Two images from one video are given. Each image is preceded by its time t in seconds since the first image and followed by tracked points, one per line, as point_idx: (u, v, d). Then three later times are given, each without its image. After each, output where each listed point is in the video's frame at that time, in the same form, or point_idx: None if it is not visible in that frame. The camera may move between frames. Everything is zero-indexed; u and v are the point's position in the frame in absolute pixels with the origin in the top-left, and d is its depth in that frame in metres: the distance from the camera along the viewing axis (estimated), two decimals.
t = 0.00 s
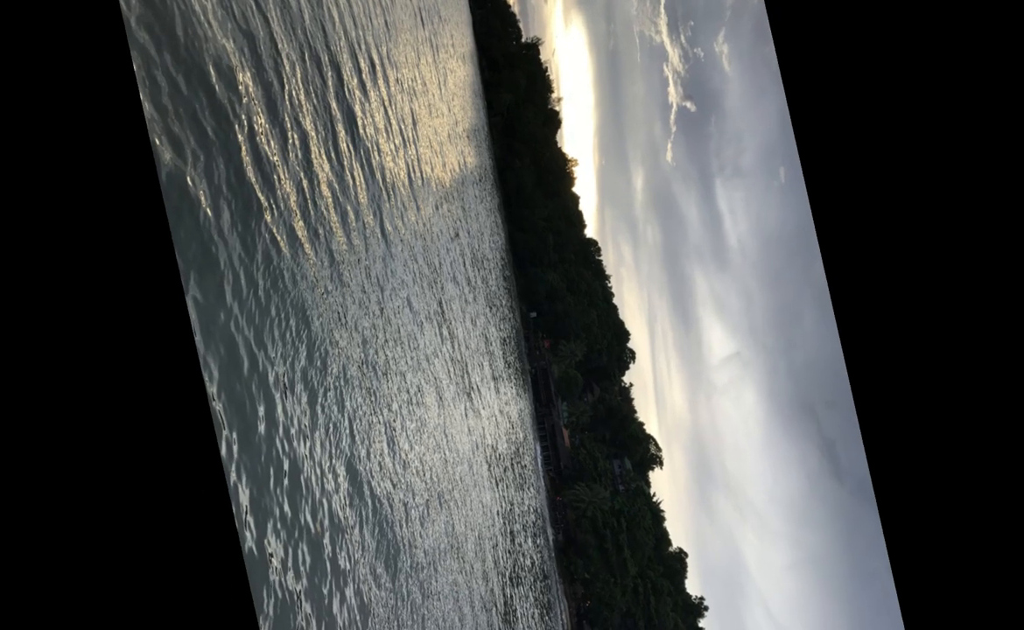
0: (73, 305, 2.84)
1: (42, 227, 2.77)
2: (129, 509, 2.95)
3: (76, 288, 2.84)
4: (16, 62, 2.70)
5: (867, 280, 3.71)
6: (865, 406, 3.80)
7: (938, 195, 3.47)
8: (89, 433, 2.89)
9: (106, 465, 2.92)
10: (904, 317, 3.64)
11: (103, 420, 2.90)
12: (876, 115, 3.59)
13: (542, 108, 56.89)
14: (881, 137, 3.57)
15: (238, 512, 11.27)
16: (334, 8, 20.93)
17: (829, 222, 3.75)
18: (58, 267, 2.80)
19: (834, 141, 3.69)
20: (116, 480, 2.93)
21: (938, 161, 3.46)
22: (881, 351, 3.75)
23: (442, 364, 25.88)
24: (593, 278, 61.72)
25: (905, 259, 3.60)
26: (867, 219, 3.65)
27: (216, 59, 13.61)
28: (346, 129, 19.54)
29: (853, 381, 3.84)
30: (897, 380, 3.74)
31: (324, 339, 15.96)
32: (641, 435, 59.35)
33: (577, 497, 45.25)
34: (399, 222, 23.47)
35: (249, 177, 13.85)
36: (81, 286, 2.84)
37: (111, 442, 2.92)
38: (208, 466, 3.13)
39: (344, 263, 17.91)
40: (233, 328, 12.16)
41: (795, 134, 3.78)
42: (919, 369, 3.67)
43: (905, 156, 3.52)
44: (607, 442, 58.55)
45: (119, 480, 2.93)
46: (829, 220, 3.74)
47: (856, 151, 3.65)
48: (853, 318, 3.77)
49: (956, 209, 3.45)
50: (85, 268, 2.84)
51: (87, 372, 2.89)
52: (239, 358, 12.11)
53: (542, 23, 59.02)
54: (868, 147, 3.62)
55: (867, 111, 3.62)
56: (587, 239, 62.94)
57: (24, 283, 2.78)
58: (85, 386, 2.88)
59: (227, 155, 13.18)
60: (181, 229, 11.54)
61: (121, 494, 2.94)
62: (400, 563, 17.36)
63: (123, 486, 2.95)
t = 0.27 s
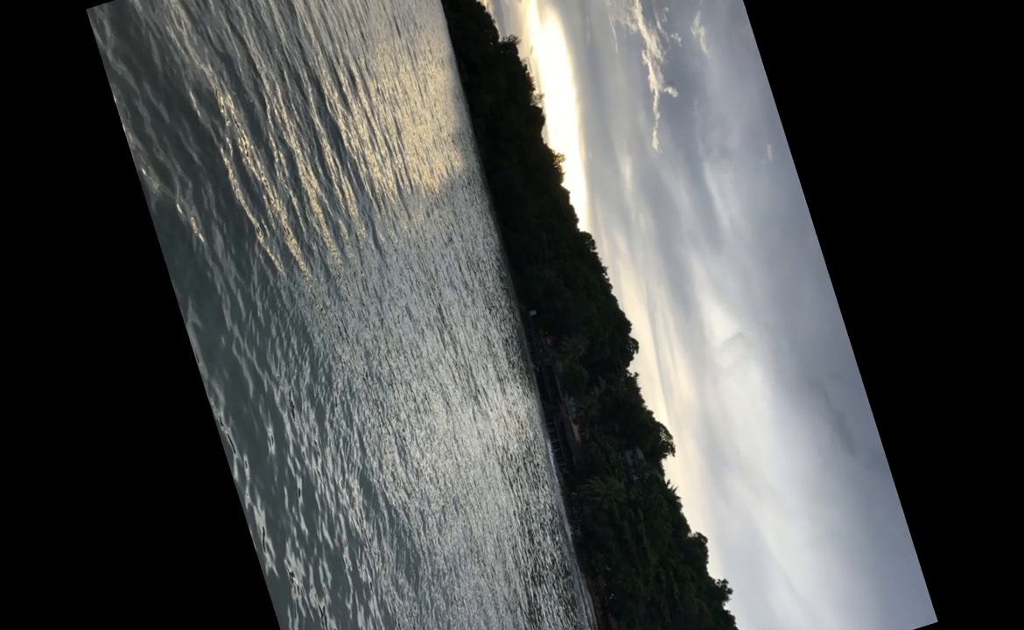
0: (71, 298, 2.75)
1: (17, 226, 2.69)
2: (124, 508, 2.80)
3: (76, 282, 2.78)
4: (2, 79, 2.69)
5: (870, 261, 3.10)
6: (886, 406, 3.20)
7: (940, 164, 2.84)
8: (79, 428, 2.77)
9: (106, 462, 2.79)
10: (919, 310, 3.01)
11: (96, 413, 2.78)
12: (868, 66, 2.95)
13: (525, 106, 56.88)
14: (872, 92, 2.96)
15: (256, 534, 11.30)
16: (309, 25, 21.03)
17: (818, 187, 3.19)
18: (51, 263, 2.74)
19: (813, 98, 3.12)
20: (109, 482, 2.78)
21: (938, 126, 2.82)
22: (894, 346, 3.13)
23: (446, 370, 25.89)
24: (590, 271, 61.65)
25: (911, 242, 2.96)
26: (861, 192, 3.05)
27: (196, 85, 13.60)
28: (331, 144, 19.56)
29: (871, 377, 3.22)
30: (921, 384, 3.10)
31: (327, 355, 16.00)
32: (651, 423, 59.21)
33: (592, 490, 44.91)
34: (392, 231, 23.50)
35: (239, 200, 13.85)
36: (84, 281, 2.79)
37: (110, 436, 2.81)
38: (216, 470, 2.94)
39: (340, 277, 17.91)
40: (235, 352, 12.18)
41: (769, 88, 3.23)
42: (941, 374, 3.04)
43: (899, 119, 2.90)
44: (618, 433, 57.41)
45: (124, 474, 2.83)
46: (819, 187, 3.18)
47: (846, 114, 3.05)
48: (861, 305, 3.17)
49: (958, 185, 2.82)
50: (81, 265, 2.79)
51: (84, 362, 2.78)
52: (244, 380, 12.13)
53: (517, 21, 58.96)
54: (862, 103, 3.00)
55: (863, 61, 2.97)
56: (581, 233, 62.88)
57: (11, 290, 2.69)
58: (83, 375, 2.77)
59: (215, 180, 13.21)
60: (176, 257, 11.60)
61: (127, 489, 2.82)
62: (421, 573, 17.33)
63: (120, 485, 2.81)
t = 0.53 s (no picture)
0: (87, 318, 2.66)
1: (21, 238, 2.54)
2: (153, 547, 2.75)
3: (88, 302, 2.67)
4: (10, 64, 2.53)
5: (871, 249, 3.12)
6: (900, 401, 3.22)
7: (944, 150, 2.85)
8: (102, 452, 2.67)
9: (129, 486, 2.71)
10: (920, 297, 3.04)
11: (122, 436, 2.72)
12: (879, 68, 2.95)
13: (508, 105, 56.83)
14: (863, 80, 2.99)
15: (276, 554, 11.28)
16: (285, 42, 21.07)
17: (812, 179, 3.22)
18: (59, 279, 2.62)
19: (803, 90, 3.17)
20: (161, 496, 2.77)
21: (940, 112, 2.84)
22: (900, 333, 3.15)
23: (451, 375, 25.89)
24: (586, 265, 61.53)
25: (913, 228, 2.97)
26: (857, 182, 3.08)
27: (178, 112, 13.62)
28: (317, 160, 19.54)
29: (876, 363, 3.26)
30: (926, 369, 3.14)
31: (331, 370, 16.02)
32: (660, 411, 59.08)
33: (607, 483, 44.91)
34: (385, 242, 23.49)
35: (231, 223, 13.82)
36: (96, 301, 2.69)
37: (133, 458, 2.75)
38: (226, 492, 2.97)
39: (338, 291, 17.94)
40: (239, 375, 12.18)
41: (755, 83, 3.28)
42: (946, 358, 3.07)
43: (891, 107, 2.93)
44: (629, 423, 56.68)
45: (149, 499, 2.76)
46: (812, 178, 3.21)
47: (838, 107, 3.09)
48: (861, 294, 3.20)
49: (962, 171, 2.84)
50: (90, 286, 2.69)
51: (105, 383, 2.70)
52: (251, 403, 12.14)
53: (493, 21, 58.98)
54: (854, 93, 3.03)
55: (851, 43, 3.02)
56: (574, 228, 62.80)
57: (9, 308, 2.51)
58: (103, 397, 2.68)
59: (204, 205, 13.17)
60: (171, 285, 11.64)
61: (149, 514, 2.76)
62: (444, 579, 17.37)
63: (144, 523, 2.72)
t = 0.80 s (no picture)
0: (99, 345, 2.32)
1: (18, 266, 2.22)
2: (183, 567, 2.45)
3: (101, 325, 2.32)
4: None
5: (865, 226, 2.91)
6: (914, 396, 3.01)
7: (937, 117, 2.63)
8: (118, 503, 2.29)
9: (154, 535, 2.38)
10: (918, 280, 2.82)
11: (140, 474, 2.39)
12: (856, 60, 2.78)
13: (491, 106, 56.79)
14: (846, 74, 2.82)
15: (297, 573, 11.23)
16: (263, 62, 21.14)
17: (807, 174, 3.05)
18: (53, 308, 2.23)
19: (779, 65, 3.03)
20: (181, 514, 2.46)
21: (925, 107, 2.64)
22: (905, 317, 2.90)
23: (456, 380, 25.90)
24: (582, 258, 61.43)
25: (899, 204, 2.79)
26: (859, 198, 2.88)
27: (162, 141, 13.63)
28: (306, 176, 19.53)
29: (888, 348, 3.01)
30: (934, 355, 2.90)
31: (336, 385, 16.08)
32: (668, 398, 58.98)
33: (621, 474, 44.92)
34: (379, 252, 23.57)
35: (224, 246, 13.81)
36: (110, 321, 2.34)
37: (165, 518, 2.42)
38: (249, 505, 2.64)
39: (337, 306, 17.96)
40: (245, 397, 12.17)
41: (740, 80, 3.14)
42: (956, 342, 2.81)
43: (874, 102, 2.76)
44: (637, 414, 56.25)
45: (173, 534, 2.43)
46: (800, 152, 3.05)
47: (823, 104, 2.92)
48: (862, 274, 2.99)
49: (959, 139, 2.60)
50: (97, 308, 2.32)
51: (118, 418, 2.33)
52: (259, 425, 12.12)
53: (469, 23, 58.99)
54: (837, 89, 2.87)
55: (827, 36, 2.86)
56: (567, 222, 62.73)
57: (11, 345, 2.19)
58: (116, 434, 2.32)
59: (196, 231, 13.16)
60: (170, 314, 11.60)
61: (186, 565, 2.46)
62: (466, 583, 17.40)
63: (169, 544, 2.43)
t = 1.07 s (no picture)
0: (119, 384, 2.35)
1: (38, 303, 2.24)
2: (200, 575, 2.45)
3: (121, 363, 2.36)
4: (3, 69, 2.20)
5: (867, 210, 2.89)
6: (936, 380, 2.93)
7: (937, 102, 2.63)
8: (131, 559, 2.30)
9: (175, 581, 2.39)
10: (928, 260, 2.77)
11: (145, 502, 2.34)
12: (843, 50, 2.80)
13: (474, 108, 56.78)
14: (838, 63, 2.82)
15: (320, 591, 11.15)
16: (243, 84, 21.20)
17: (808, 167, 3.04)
18: (70, 350, 2.28)
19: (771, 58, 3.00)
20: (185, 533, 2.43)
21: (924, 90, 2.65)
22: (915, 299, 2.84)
23: (462, 384, 25.96)
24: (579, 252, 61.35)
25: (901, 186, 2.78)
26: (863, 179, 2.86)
27: (149, 170, 13.68)
28: (295, 194, 19.50)
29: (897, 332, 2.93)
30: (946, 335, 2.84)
31: (342, 400, 16.17)
32: (675, 384, 58.87)
33: (634, 463, 44.97)
34: (374, 264, 23.64)
35: (220, 271, 13.82)
36: (130, 358, 2.38)
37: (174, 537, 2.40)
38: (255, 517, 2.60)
39: (337, 321, 18.05)
40: (253, 419, 12.15)
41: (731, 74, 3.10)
42: (971, 321, 2.75)
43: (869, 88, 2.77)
44: (645, 402, 55.55)
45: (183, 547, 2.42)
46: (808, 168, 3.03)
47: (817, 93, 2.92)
48: (867, 259, 2.94)
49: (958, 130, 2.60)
50: (113, 347, 2.35)
51: (136, 458, 2.35)
52: (270, 446, 12.08)
53: (444, 29, 59.03)
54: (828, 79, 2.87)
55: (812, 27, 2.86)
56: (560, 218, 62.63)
57: (11, 390, 2.19)
58: (134, 474, 2.34)
59: (190, 258, 13.16)
60: (172, 343, 11.55)
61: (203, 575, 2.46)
62: (489, 586, 17.44)
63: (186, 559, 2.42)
